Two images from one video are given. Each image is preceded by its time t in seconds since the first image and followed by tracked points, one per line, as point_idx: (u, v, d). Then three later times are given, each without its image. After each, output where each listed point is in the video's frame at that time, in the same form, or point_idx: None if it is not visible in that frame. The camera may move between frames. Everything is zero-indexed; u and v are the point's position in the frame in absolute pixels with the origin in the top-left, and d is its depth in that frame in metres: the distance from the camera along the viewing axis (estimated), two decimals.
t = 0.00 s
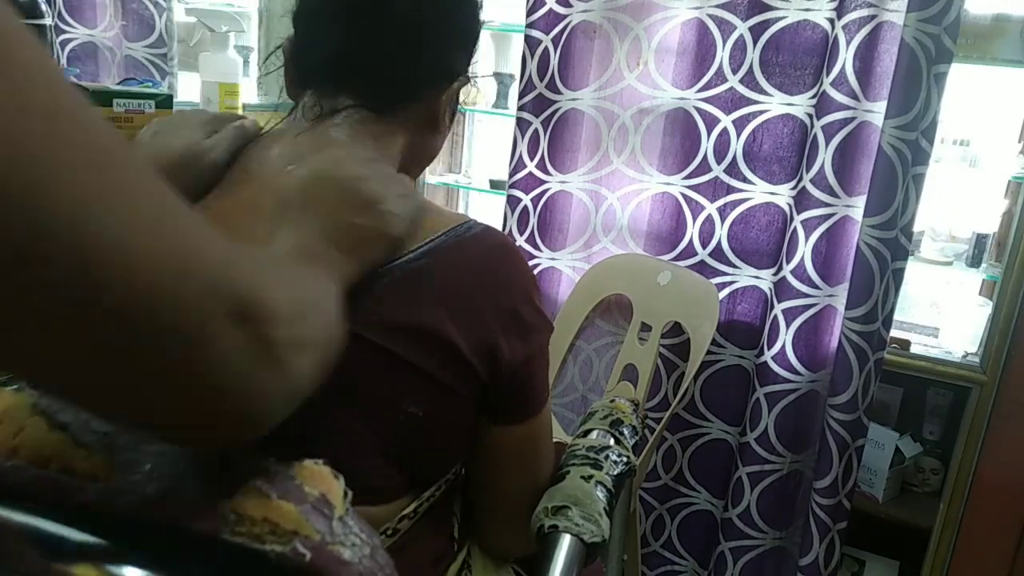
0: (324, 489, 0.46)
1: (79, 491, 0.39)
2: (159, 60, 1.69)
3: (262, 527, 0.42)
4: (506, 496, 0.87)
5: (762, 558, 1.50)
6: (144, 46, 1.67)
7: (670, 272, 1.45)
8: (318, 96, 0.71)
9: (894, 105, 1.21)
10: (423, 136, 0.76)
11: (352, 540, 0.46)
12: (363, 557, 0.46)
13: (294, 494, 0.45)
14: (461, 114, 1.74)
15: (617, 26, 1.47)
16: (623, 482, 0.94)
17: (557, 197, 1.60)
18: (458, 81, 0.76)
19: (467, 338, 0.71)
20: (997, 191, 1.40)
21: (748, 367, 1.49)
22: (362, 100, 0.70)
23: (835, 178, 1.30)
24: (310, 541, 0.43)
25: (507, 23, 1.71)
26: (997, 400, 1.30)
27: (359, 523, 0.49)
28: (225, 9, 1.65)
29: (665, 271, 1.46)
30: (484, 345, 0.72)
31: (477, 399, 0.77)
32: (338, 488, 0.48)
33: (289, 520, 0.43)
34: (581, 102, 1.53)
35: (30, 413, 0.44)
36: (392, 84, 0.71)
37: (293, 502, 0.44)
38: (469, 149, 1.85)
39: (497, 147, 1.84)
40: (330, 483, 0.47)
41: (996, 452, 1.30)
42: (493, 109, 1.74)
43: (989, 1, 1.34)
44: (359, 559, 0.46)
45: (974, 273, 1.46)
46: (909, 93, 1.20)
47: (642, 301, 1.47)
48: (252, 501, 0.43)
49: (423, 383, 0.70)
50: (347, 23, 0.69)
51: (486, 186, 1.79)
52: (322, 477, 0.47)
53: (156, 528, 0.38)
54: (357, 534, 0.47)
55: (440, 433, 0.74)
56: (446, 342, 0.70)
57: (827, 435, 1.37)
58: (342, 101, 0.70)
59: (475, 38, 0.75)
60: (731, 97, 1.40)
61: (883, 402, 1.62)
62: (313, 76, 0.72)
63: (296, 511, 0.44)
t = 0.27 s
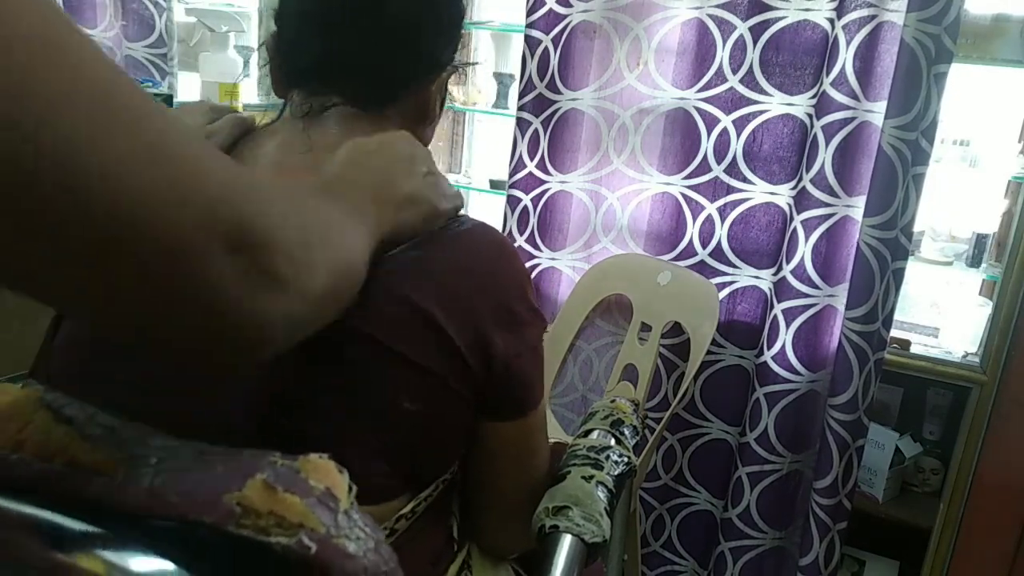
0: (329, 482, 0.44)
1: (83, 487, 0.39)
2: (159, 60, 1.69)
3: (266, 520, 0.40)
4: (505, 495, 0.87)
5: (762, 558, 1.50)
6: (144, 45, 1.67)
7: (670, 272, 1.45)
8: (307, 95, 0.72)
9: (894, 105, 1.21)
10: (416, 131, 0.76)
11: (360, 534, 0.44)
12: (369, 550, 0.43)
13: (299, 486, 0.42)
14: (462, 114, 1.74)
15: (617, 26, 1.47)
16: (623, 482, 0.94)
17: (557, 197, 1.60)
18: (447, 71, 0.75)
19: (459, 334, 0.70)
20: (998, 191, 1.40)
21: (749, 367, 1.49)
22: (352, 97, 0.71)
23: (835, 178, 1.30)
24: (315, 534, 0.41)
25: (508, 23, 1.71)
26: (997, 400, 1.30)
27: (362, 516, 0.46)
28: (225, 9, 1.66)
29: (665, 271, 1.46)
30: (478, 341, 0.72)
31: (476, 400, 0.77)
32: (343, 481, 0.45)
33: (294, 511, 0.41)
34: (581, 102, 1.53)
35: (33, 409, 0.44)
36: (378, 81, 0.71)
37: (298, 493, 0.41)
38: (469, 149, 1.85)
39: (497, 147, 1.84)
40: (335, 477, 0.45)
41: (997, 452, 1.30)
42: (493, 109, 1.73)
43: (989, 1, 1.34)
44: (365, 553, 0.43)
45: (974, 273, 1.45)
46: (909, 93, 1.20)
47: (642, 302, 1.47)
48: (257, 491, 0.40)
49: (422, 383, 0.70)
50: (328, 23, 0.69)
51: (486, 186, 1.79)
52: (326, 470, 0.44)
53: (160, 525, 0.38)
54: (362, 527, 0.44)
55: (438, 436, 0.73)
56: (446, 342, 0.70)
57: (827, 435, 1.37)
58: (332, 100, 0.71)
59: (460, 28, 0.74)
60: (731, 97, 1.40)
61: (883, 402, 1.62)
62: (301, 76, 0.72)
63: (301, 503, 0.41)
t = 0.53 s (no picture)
0: (322, 493, 0.46)
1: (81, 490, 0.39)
2: (159, 60, 1.69)
3: (258, 533, 0.42)
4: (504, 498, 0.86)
5: (762, 558, 1.50)
6: (144, 45, 1.67)
7: (671, 272, 1.45)
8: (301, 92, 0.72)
9: (895, 105, 1.21)
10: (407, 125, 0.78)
11: (353, 545, 0.47)
12: (359, 560, 0.47)
13: (291, 499, 0.44)
14: (462, 114, 1.74)
15: (617, 26, 1.47)
16: (623, 482, 0.94)
17: (557, 198, 1.60)
18: (444, 66, 0.75)
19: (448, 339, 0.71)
20: (998, 191, 1.40)
21: (749, 367, 1.49)
22: (352, 96, 0.72)
23: (836, 178, 1.30)
24: (306, 547, 0.43)
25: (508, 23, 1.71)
26: (997, 400, 1.30)
27: (354, 526, 0.49)
28: (225, 9, 1.65)
29: (665, 271, 1.46)
30: (468, 346, 0.72)
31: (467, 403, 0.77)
32: (336, 491, 0.47)
33: (286, 525, 0.43)
34: (581, 102, 1.53)
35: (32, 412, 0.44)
36: (376, 80, 0.71)
37: (290, 506, 0.44)
38: (470, 149, 1.85)
39: (497, 147, 1.84)
40: (328, 487, 0.47)
41: (997, 452, 1.30)
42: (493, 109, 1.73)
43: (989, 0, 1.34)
44: (356, 563, 0.46)
45: (974, 273, 1.45)
46: (909, 93, 1.20)
47: (642, 302, 1.47)
48: (249, 506, 0.43)
49: (411, 387, 0.70)
50: (325, 23, 0.68)
51: (486, 186, 1.79)
52: (319, 481, 0.46)
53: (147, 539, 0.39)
54: (353, 538, 0.47)
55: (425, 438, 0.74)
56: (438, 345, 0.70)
57: (827, 434, 1.37)
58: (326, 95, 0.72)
59: (459, 25, 0.74)
60: (731, 97, 1.40)
61: (883, 402, 1.61)
62: (295, 73, 0.72)
63: (293, 516, 0.43)
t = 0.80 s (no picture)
0: (333, 475, 0.42)
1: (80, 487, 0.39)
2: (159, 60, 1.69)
3: (271, 512, 0.39)
4: (506, 498, 0.86)
5: (762, 558, 1.50)
6: (144, 45, 1.67)
7: (670, 272, 1.45)
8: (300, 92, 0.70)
9: (895, 105, 1.21)
10: (409, 124, 0.75)
11: (366, 526, 0.42)
12: (372, 544, 0.41)
13: (304, 479, 0.41)
14: (462, 114, 1.74)
15: (617, 26, 1.47)
16: (623, 482, 0.94)
17: (557, 197, 1.60)
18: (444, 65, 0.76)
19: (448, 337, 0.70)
20: (997, 191, 1.40)
21: (748, 367, 1.49)
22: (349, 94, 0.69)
23: (835, 178, 1.30)
24: (319, 527, 0.39)
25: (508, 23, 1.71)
26: (997, 400, 1.30)
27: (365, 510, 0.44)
28: (225, 10, 1.65)
29: (665, 271, 1.46)
30: (468, 343, 0.72)
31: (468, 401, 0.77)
32: (348, 474, 0.43)
33: (298, 503, 0.39)
34: (581, 102, 1.53)
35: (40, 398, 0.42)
36: (375, 73, 0.70)
37: (303, 486, 0.40)
38: (469, 149, 1.85)
39: (497, 147, 1.84)
40: (339, 469, 0.43)
41: (997, 453, 1.30)
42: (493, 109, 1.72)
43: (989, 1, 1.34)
44: (369, 546, 0.41)
45: (974, 272, 1.45)
46: (909, 93, 1.20)
47: (642, 302, 1.47)
48: (262, 484, 0.39)
49: (415, 386, 0.71)
50: (320, 23, 0.70)
51: (486, 186, 1.79)
52: (331, 462, 0.43)
53: (164, 519, 0.37)
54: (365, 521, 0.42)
55: (428, 437, 0.74)
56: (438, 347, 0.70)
57: (827, 435, 1.37)
58: (324, 97, 0.69)
59: (456, 19, 0.75)
60: (731, 97, 1.40)
61: (883, 402, 1.61)
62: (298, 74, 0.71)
63: (306, 495, 0.40)
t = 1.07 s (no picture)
0: (327, 482, 0.45)
1: (79, 487, 0.39)
2: (159, 61, 1.69)
3: (264, 522, 0.41)
4: (504, 497, 0.86)
5: (762, 558, 1.50)
6: (144, 46, 1.67)
7: (670, 272, 1.45)
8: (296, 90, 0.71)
9: (895, 105, 1.21)
10: (398, 128, 0.78)
11: (360, 534, 0.45)
12: (366, 552, 0.45)
13: (295, 490, 0.43)
14: (462, 114, 1.74)
15: (617, 26, 1.47)
16: (623, 482, 0.94)
17: (557, 198, 1.60)
18: (440, 74, 0.76)
19: (449, 337, 0.70)
20: (997, 191, 1.40)
21: (748, 367, 1.49)
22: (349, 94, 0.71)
23: (836, 178, 1.30)
24: (313, 536, 0.42)
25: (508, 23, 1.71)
26: (997, 400, 1.30)
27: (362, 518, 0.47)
28: (225, 9, 1.66)
29: (665, 271, 1.46)
30: (469, 343, 0.72)
31: (466, 400, 0.77)
32: (343, 482, 0.47)
33: (291, 514, 0.42)
34: (581, 102, 1.53)
35: (34, 409, 0.45)
36: (372, 82, 0.71)
37: (295, 497, 0.43)
38: (470, 149, 1.85)
39: (497, 147, 1.84)
40: (334, 477, 0.46)
41: (997, 453, 1.31)
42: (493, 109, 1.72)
43: (989, 1, 1.34)
44: (362, 555, 0.44)
45: (974, 272, 1.45)
46: (909, 93, 1.20)
47: (642, 302, 1.47)
48: (255, 494, 0.42)
49: (415, 389, 0.70)
50: (322, 22, 0.68)
51: (486, 186, 1.79)
52: (325, 471, 0.46)
53: (154, 529, 0.39)
54: (360, 529, 0.45)
55: (426, 437, 0.74)
56: (435, 349, 0.70)
57: (827, 435, 1.37)
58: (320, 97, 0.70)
59: (452, 32, 0.74)
60: (731, 97, 1.40)
61: (883, 402, 1.61)
62: (292, 71, 0.71)
63: (298, 505, 0.43)
